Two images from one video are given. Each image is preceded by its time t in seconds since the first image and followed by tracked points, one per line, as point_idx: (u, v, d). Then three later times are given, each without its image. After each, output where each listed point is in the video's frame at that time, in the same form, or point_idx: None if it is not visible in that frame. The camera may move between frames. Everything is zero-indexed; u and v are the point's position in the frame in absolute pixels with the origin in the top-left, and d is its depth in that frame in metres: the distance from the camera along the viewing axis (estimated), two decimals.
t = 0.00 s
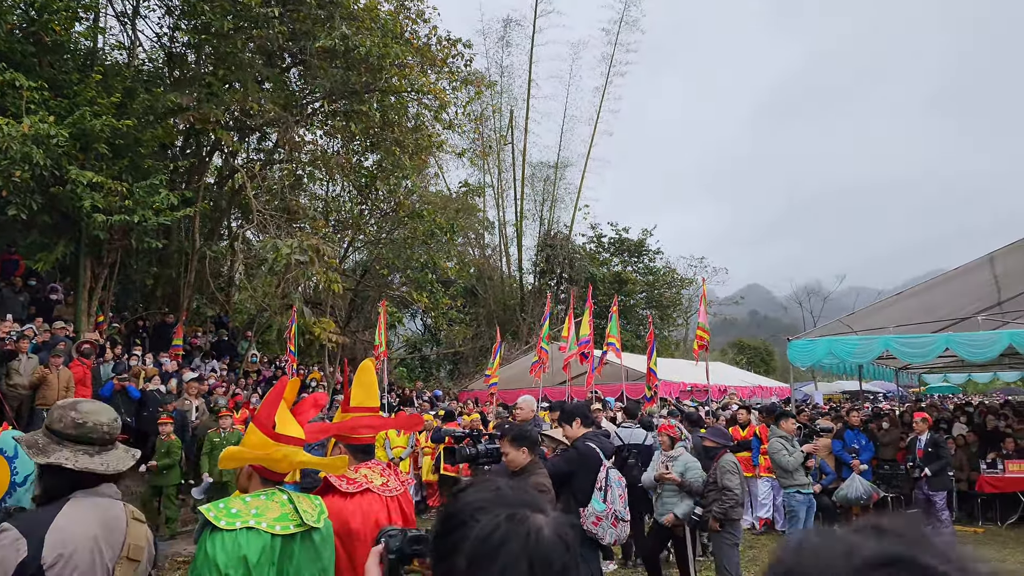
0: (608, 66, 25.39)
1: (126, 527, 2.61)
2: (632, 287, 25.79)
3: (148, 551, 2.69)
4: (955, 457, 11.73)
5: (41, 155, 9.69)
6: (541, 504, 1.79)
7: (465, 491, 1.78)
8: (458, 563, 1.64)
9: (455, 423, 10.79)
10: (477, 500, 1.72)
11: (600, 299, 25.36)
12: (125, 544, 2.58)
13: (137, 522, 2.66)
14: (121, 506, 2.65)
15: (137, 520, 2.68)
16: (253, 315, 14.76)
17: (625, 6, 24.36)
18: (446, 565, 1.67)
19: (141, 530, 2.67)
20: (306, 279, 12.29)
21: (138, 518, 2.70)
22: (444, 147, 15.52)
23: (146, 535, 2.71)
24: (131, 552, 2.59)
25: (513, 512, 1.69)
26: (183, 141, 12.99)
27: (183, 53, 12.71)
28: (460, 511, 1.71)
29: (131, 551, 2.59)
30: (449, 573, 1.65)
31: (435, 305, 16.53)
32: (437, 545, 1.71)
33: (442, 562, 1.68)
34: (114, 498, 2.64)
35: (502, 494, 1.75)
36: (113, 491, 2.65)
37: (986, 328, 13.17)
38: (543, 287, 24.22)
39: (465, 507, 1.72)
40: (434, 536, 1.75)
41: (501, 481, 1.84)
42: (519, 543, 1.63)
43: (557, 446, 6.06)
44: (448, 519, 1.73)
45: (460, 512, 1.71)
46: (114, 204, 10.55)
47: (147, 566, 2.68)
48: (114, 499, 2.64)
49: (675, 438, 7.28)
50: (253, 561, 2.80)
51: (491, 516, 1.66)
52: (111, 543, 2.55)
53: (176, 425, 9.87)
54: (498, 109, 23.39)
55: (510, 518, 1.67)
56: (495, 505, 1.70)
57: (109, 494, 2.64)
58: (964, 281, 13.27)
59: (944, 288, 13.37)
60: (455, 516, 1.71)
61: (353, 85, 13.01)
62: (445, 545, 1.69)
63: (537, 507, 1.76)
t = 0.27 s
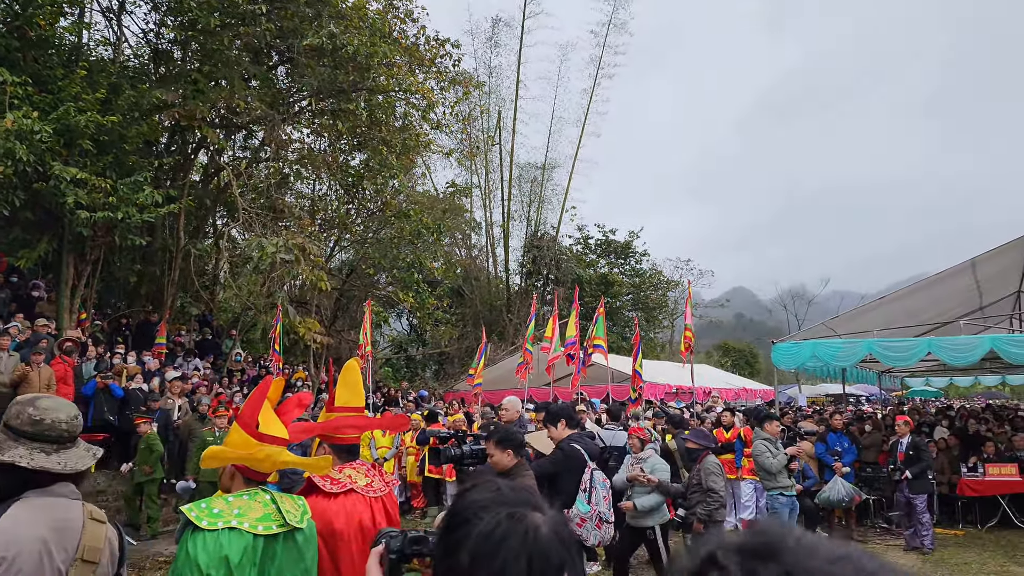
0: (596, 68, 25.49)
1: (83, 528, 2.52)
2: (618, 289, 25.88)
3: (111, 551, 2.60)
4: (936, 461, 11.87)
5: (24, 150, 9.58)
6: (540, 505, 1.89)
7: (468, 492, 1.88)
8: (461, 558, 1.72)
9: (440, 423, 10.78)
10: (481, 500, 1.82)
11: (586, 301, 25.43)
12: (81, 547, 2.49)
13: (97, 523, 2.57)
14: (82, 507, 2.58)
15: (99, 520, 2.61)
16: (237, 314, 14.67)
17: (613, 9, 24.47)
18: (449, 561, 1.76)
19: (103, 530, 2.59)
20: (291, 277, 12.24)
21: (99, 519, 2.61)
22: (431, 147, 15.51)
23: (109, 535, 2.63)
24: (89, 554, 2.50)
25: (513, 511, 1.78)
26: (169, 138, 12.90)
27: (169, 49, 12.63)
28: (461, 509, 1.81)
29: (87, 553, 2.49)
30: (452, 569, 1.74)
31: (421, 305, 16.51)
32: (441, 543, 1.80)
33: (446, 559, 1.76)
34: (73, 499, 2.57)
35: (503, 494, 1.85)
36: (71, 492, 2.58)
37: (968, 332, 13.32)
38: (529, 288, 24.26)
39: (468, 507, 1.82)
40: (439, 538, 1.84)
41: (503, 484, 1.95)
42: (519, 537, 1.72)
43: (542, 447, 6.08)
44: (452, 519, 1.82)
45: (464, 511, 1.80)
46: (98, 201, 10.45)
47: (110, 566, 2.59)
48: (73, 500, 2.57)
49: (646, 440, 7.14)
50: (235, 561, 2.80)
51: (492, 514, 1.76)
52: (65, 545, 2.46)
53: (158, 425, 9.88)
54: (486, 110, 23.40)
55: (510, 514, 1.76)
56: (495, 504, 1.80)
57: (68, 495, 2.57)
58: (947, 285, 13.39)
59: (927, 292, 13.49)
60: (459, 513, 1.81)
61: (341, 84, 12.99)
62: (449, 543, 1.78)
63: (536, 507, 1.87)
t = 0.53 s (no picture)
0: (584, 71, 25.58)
1: (30, 531, 2.52)
2: (603, 291, 25.97)
3: (65, 553, 2.59)
4: (917, 465, 12.02)
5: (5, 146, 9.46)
6: (542, 494, 1.95)
7: (477, 484, 1.94)
8: (473, 545, 1.78)
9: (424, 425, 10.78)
10: (487, 492, 1.87)
11: (571, 303, 25.49)
12: (28, 549, 2.49)
13: (49, 524, 2.57)
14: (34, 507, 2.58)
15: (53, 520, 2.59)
16: (220, 313, 14.58)
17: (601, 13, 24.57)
18: (461, 549, 1.82)
19: (54, 531, 2.57)
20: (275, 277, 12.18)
21: (52, 519, 2.59)
22: (417, 148, 15.49)
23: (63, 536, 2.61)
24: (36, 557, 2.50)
25: (520, 501, 1.85)
26: (152, 135, 12.81)
27: (154, 46, 12.53)
28: (471, 498, 1.87)
29: (35, 555, 2.49)
30: (465, 556, 1.80)
31: (406, 305, 16.47)
32: (453, 532, 1.86)
33: (458, 547, 1.83)
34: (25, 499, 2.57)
35: (508, 487, 1.91)
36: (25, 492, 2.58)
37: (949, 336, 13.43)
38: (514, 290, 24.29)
39: (478, 497, 1.87)
40: (450, 527, 1.90)
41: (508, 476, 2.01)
42: (526, 525, 1.78)
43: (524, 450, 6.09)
44: (463, 509, 1.88)
45: (474, 501, 1.86)
46: (80, 198, 10.35)
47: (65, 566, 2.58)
48: (27, 501, 2.58)
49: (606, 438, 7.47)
50: (214, 562, 2.81)
51: (500, 503, 1.82)
52: (10, 550, 2.47)
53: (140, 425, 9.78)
54: (472, 111, 23.42)
55: (517, 504, 1.83)
56: (503, 494, 1.86)
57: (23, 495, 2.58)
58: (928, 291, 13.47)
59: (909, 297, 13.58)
60: (468, 503, 1.87)
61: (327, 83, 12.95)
62: (461, 531, 1.84)
63: (539, 497, 1.93)
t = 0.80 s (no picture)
0: (572, 73, 25.66)
1: None
2: (589, 293, 26.05)
3: (31, 554, 2.79)
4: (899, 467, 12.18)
5: None
6: (551, 488, 2.08)
7: (493, 479, 2.03)
8: (493, 533, 1.88)
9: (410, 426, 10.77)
10: (505, 485, 1.98)
11: (558, 305, 25.56)
12: None
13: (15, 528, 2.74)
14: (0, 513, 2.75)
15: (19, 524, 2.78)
16: (205, 313, 14.48)
17: (589, 16, 24.66)
18: (481, 536, 1.92)
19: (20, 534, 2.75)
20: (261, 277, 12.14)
21: (17, 522, 2.76)
22: (405, 148, 15.50)
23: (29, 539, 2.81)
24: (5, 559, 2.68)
25: (535, 494, 1.97)
26: (137, 133, 12.71)
27: (139, 44, 12.43)
28: (490, 490, 1.97)
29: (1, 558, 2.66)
30: (484, 544, 1.89)
31: (393, 306, 16.46)
32: (472, 521, 1.96)
33: (477, 536, 1.93)
34: None
35: (522, 480, 2.02)
36: None
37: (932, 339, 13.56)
38: (501, 291, 24.34)
39: (495, 489, 1.97)
40: (468, 517, 1.99)
41: (521, 471, 2.12)
42: (543, 517, 1.90)
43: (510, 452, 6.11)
44: (481, 499, 1.97)
45: (492, 493, 1.96)
46: (63, 196, 10.26)
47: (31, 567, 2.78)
48: None
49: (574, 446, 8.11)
50: (196, 563, 2.80)
51: (518, 495, 1.93)
52: None
53: (123, 426, 9.70)
54: (460, 112, 23.43)
55: (533, 496, 1.95)
56: (520, 487, 1.98)
57: None
58: (911, 294, 13.61)
59: (891, 301, 13.70)
60: (487, 494, 1.97)
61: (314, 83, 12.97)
62: (480, 520, 1.94)
63: (548, 490, 2.06)
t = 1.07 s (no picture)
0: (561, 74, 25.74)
1: None
2: (577, 294, 26.13)
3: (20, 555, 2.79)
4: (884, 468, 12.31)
5: None
6: (579, 489, 2.05)
7: (524, 480, 1.98)
8: (529, 532, 1.83)
9: (397, 426, 10.77)
10: (538, 486, 1.93)
11: (545, 306, 25.62)
12: None
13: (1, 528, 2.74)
14: None
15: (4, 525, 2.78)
16: (191, 312, 14.40)
17: (578, 17, 24.76)
18: (515, 536, 1.86)
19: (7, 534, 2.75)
20: (248, 276, 12.10)
21: (5, 523, 2.77)
22: (393, 148, 15.51)
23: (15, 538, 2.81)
24: None
25: (568, 495, 1.93)
26: (124, 131, 12.63)
27: (126, 41, 12.36)
28: (524, 489, 1.92)
29: None
30: (519, 543, 1.84)
31: (380, 307, 16.44)
32: (505, 520, 1.90)
33: (511, 535, 1.87)
34: None
35: (554, 481, 1.98)
36: None
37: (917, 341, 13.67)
38: (489, 292, 24.38)
39: (529, 489, 1.93)
40: (499, 517, 1.93)
41: (549, 473, 2.09)
42: (578, 518, 1.87)
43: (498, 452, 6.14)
44: (514, 499, 1.93)
45: (527, 493, 1.91)
46: (48, 194, 10.18)
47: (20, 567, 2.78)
48: None
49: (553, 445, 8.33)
50: (180, 563, 2.81)
51: (553, 496, 1.89)
52: None
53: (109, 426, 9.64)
54: (448, 112, 23.45)
55: (568, 498, 1.91)
56: (554, 488, 1.94)
57: None
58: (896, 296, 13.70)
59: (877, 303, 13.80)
60: (522, 493, 1.92)
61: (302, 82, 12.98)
62: (514, 519, 1.89)
63: (577, 491, 2.02)
